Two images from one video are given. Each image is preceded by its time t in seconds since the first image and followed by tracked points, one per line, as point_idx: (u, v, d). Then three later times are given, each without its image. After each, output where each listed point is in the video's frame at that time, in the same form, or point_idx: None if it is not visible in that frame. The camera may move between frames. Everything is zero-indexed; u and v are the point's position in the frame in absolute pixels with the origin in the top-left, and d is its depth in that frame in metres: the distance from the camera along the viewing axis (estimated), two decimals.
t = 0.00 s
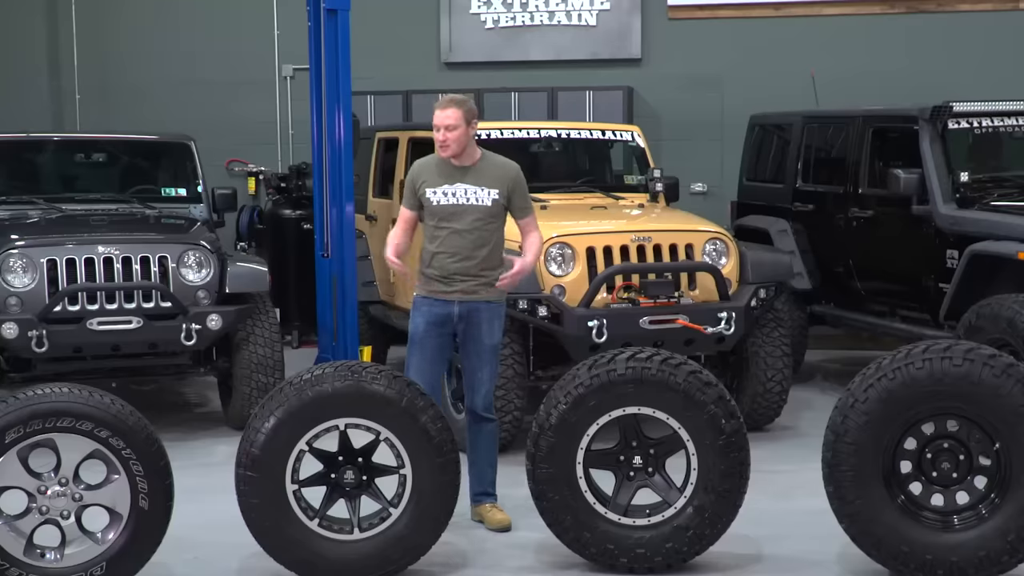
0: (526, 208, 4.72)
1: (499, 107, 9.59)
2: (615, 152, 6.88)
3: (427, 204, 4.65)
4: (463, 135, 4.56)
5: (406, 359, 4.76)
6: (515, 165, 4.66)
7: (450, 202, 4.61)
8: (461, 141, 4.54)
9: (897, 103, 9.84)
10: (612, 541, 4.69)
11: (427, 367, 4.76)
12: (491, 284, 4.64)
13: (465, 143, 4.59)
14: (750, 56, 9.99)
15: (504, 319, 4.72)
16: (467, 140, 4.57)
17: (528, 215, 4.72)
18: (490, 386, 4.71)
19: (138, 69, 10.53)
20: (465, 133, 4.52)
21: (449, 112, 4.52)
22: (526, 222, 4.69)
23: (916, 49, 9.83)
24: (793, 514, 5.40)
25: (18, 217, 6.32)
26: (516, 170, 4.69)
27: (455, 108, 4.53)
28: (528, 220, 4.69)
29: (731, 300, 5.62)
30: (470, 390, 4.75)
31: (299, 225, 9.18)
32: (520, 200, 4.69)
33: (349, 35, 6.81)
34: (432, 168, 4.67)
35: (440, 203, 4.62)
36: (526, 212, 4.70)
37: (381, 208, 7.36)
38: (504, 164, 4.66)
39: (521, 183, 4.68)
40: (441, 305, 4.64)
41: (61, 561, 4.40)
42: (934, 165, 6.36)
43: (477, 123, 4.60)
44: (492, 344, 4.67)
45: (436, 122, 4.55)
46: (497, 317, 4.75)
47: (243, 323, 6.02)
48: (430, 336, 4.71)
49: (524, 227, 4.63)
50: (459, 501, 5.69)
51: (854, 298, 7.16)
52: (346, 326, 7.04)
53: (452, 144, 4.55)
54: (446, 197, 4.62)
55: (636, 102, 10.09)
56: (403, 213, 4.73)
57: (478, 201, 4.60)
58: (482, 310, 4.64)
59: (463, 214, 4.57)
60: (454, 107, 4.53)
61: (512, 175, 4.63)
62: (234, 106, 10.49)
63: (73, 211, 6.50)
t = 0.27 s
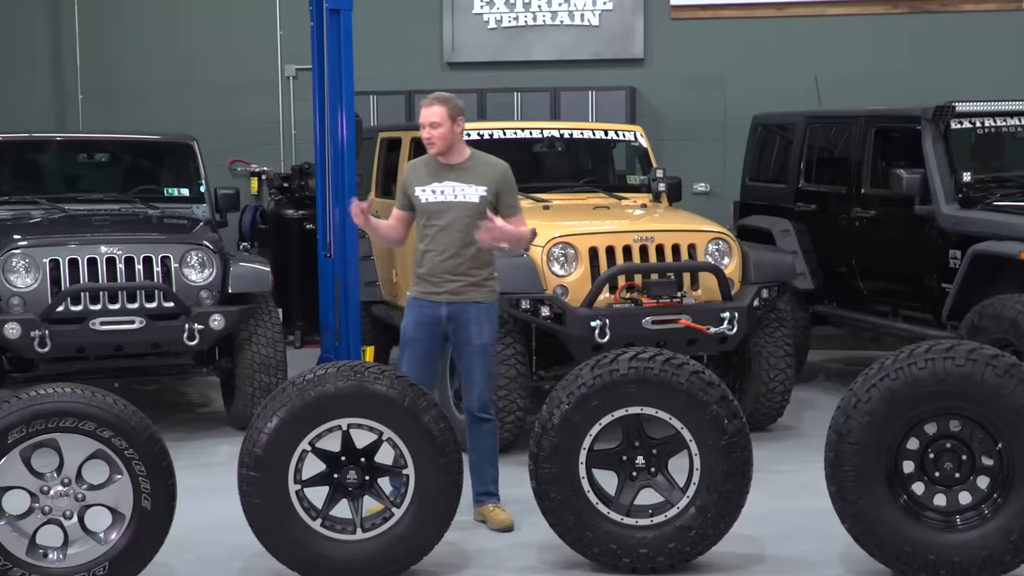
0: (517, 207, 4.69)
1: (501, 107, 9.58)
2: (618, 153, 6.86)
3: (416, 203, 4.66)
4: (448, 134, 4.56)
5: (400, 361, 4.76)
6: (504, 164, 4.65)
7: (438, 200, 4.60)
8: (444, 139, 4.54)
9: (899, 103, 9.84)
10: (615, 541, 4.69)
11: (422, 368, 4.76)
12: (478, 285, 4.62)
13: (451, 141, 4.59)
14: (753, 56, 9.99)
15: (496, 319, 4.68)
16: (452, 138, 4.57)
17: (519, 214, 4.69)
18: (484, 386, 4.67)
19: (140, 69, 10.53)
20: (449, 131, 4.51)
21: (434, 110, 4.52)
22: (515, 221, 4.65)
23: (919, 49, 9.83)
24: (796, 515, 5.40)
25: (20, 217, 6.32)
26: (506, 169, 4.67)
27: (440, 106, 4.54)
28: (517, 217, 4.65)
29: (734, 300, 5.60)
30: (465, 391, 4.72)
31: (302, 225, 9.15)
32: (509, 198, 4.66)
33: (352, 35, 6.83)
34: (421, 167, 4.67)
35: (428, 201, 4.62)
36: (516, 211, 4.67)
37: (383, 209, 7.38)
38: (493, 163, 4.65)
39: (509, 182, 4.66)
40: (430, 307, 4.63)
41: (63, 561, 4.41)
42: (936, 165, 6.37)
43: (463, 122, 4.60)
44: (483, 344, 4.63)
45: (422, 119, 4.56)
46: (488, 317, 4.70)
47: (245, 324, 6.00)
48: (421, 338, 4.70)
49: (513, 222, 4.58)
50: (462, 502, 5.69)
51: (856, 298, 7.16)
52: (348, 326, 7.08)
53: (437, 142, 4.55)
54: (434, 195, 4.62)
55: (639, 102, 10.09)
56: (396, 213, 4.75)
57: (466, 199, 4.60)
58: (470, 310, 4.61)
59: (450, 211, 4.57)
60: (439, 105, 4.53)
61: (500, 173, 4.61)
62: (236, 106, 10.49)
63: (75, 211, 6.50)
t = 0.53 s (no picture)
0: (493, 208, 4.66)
1: (511, 108, 9.59)
2: (627, 153, 6.87)
3: (396, 202, 4.72)
4: (428, 131, 4.60)
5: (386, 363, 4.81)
6: (480, 162, 4.63)
7: (413, 198, 4.65)
8: (423, 135, 4.56)
9: (908, 104, 9.83)
10: (624, 541, 4.69)
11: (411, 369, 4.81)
12: (453, 284, 4.63)
13: (431, 140, 4.63)
14: (763, 57, 9.99)
15: (475, 319, 4.68)
16: (432, 136, 4.61)
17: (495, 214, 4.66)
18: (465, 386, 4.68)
19: (148, 69, 10.53)
20: (429, 128, 4.56)
21: (415, 107, 4.56)
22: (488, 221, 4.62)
23: (928, 50, 9.82)
24: (805, 515, 5.40)
25: (30, 218, 6.31)
26: (484, 168, 4.66)
27: (420, 104, 4.58)
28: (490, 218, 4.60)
29: (743, 300, 5.60)
30: (448, 392, 4.73)
31: (310, 226, 9.08)
32: (485, 197, 4.64)
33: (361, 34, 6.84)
34: (402, 166, 4.72)
35: (405, 199, 4.67)
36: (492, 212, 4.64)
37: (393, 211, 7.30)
38: (470, 163, 4.65)
39: (485, 181, 4.64)
40: (407, 307, 4.66)
41: (73, 562, 4.41)
42: (946, 164, 6.36)
43: (445, 121, 4.64)
44: (460, 344, 4.64)
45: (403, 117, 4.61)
46: (469, 317, 4.70)
47: (255, 324, 5.99)
48: (404, 339, 4.74)
49: (484, 223, 4.56)
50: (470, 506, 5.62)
51: (866, 298, 7.16)
52: (357, 325, 7.09)
53: (416, 139, 4.58)
54: (411, 194, 4.66)
55: (648, 103, 10.09)
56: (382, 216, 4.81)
57: (439, 197, 4.62)
58: (446, 310, 4.63)
59: (425, 209, 4.60)
60: (420, 102, 4.58)
61: (474, 172, 4.60)
62: (245, 106, 10.49)
63: (86, 212, 6.49)
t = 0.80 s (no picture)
0: (476, 205, 4.69)
1: (526, 110, 9.59)
2: (642, 155, 6.84)
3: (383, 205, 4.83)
4: (410, 135, 4.65)
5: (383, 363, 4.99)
6: (459, 162, 4.67)
7: (396, 201, 4.74)
8: (405, 140, 4.62)
9: (922, 105, 9.82)
10: (639, 543, 4.69)
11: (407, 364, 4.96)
12: (434, 284, 4.73)
13: (414, 143, 4.68)
14: (779, 58, 9.99)
15: (456, 316, 4.77)
16: (415, 140, 4.66)
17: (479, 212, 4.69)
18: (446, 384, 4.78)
19: (164, 70, 10.54)
20: (410, 132, 4.60)
21: (398, 112, 4.61)
22: (471, 220, 4.66)
23: (942, 51, 9.81)
24: (820, 517, 5.39)
25: (46, 219, 6.32)
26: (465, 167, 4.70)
27: (402, 108, 4.62)
28: (473, 217, 4.65)
29: (758, 302, 5.59)
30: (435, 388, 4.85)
31: (326, 228, 9.13)
32: (466, 197, 4.69)
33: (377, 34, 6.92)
34: (390, 170, 4.81)
35: (390, 203, 4.77)
36: (475, 210, 4.68)
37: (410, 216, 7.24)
38: (450, 163, 4.70)
39: (466, 180, 4.67)
40: (390, 308, 4.80)
41: (88, 564, 4.41)
42: (961, 167, 6.36)
43: (427, 123, 4.68)
44: (438, 341, 4.75)
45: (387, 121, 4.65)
46: (451, 313, 4.80)
47: (270, 326, 5.99)
48: (395, 339, 4.91)
49: (468, 223, 4.63)
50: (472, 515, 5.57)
51: (881, 300, 7.16)
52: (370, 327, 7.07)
53: (399, 144, 4.64)
54: (395, 197, 4.76)
55: (663, 104, 10.10)
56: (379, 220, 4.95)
57: (420, 199, 4.70)
58: (425, 308, 4.75)
59: (408, 212, 4.69)
60: (402, 106, 4.61)
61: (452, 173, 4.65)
62: (260, 108, 10.50)
63: (101, 213, 6.50)
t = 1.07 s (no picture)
0: (470, 205, 4.72)
1: (545, 111, 9.61)
2: (660, 157, 6.81)
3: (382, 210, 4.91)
4: (405, 138, 4.74)
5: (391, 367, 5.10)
6: (452, 164, 4.73)
7: (392, 205, 4.82)
8: (401, 143, 4.71)
9: (939, 108, 9.82)
10: (658, 545, 4.69)
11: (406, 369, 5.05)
12: (426, 287, 4.80)
13: (409, 146, 4.78)
14: (798, 61, 10.00)
15: (440, 320, 4.80)
16: (410, 143, 4.75)
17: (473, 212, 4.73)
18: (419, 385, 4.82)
19: (182, 72, 10.55)
20: (406, 136, 4.70)
21: (393, 116, 4.70)
22: (465, 220, 4.70)
23: (960, 53, 9.80)
24: (838, 519, 5.39)
25: (65, 222, 6.34)
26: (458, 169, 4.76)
27: (398, 112, 4.71)
28: (467, 216, 4.67)
29: (777, 304, 5.59)
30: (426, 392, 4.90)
31: (344, 230, 9.13)
32: (460, 198, 4.73)
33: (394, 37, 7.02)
34: (390, 176, 4.90)
35: (387, 207, 4.85)
36: (470, 210, 4.71)
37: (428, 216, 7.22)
38: (444, 166, 4.76)
39: (458, 181, 4.72)
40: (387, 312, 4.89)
41: (107, 566, 4.41)
42: (980, 169, 6.35)
43: (422, 126, 4.77)
44: (417, 344, 4.79)
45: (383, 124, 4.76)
46: (440, 318, 4.83)
47: (288, 328, 5.99)
48: (397, 343, 5.00)
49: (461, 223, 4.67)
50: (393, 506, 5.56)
51: (899, 302, 7.16)
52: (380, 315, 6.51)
53: (395, 147, 4.73)
54: (392, 201, 4.83)
55: (682, 106, 10.11)
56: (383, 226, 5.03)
57: (414, 202, 4.77)
58: (412, 310, 4.82)
59: (403, 215, 4.76)
60: (397, 110, 4.71)
61: (445, 175, 4.71)
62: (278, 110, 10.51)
63: (120, 216, 6.51)
